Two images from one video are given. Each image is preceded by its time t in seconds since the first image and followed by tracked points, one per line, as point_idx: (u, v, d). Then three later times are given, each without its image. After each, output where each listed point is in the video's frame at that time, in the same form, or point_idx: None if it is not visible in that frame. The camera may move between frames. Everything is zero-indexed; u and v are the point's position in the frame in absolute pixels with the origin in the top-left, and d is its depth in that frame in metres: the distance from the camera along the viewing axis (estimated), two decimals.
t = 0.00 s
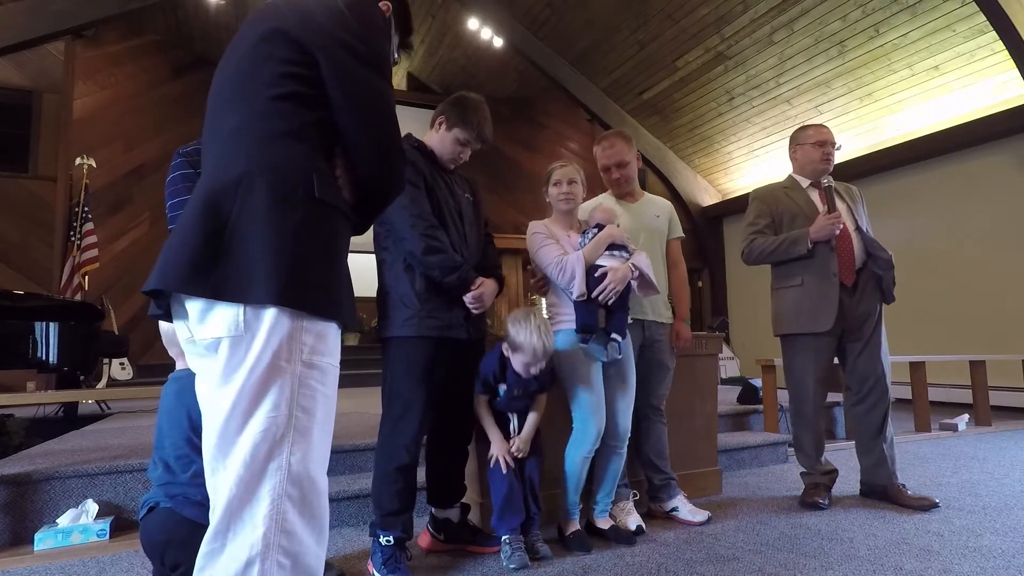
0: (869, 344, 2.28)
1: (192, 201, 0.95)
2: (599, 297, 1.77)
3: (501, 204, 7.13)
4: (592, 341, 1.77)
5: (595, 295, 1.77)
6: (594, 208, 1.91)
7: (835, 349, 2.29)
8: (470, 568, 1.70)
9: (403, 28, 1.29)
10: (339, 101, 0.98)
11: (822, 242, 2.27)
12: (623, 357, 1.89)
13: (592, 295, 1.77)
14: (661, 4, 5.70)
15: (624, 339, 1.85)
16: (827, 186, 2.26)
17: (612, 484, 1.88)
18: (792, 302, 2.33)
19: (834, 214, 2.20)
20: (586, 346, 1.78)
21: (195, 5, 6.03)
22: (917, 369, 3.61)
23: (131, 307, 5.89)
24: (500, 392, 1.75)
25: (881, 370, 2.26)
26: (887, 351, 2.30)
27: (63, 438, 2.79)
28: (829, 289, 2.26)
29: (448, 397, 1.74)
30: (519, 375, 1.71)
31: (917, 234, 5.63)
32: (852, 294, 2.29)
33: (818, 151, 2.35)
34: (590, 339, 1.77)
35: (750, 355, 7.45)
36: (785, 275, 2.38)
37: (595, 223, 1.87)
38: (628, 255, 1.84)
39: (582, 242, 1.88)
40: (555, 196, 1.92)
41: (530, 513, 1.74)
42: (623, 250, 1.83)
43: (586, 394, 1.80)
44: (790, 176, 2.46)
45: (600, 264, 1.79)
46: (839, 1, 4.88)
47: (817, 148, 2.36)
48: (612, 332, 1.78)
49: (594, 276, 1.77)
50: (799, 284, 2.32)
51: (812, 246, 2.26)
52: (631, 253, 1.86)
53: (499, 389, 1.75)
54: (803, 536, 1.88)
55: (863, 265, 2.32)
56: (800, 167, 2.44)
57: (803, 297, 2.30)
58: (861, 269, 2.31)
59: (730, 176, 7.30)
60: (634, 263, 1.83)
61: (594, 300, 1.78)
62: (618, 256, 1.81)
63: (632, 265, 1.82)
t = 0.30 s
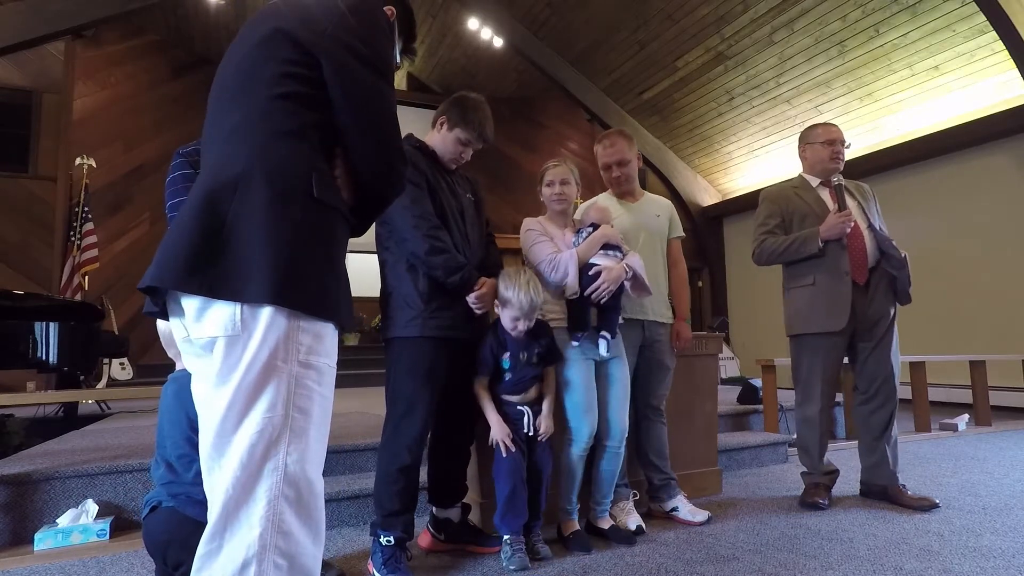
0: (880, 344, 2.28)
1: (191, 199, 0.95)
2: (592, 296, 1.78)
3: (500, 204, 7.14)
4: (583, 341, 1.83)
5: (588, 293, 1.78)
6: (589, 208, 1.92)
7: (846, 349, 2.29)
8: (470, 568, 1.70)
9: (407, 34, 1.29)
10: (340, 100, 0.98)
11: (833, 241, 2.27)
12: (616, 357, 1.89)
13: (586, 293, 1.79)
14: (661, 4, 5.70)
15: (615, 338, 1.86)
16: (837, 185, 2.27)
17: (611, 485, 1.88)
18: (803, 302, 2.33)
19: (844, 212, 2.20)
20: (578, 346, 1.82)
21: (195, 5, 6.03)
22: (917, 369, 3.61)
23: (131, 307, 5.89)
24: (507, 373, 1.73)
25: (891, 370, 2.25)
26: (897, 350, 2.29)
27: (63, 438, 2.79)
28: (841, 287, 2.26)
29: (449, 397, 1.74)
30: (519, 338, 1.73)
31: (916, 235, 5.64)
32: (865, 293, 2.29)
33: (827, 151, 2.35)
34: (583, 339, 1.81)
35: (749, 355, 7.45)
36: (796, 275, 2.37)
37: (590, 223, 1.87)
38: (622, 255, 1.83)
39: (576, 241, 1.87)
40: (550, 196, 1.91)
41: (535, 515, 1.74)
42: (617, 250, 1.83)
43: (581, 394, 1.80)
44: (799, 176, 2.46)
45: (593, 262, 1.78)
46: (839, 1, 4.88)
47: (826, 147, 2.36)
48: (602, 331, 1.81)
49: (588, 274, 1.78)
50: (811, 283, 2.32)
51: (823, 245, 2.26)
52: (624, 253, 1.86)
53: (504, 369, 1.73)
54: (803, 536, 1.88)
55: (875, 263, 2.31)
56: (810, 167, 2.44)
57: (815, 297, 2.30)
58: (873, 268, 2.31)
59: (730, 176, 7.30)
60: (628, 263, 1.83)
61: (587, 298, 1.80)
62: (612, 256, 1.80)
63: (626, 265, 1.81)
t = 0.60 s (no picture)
0: (892, 345, 2.27)
1: (190, 198, 0.95)
2: (590, 295, 1.79)
3: (501, 204, 7.14)
4: (581, 339, 1.82)
5: (586, 292, 1.80)
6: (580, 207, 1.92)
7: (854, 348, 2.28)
8: (470, 568, 1.70)
9: (408, 33, 1.30)
10: (340, 99, 0.98)
11: (843, 240, 2.27)
12: (613, 355, 1.89)
13: (583, 291, 1.81)
14: (661, 4, 5.70)
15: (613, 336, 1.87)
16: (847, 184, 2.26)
17: (611, 483, 1.88)
18: (814, 302, 2.33)
19: (854, 211, 2.20)
20: (574, 342, 1.81)
21: (195, 5, 6.03)
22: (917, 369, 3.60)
23: (131, 307, 5.89)
24: (502, 364, 1.72)
25: (902, 374, 2.24)
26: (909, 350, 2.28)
27: (63, 438, 2.79)
28: (853, 286, 2.25)
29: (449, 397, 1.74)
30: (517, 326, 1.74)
31: (917, 235, 5.63)
32: (879, 293, 2.29)
33: (836, 150, 2.35)
34: (579, 336, 1.81)
35: (749, 355, 7.44)
36: (807, 275, 2.37)
37: (585, 221, 1.88)
38: (619, 255, 1.84)
39: (573, 241, 1.88)
40: (549, 196, 1.91)
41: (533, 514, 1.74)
42: (614, 250, 1.83)
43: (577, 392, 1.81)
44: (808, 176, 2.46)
45: (590, 261, 1.80)
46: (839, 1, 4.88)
47: (835, 146, 2.36)
48: (600, 324, 1.81)
49: (585, 273, 1.80)
50: (822, 283, 2.31)
51: (833, 244, 2.26)
52: (622, 253, 1.86)
53: (500, 359, 1.72)
54: (803, 536, 1.88)
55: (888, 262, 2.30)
56: (819, 166, 2.44)
57: (826, 297, 2.30)
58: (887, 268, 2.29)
59: (730, 176, 7.30)
60: (624, 263, 1.83)
61: (584, 296, 1.81)
62: (609, 255, 1.81)
63: (623, 265, 1.82)
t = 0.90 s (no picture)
0: (893, 347, 2.27)
1: (190, 199, 0.95)
2: (592, 295, 1.79)
3: (501, 204, 7.14)
4: (582, 339, 1.82)
5: (588, 292, 1.79)
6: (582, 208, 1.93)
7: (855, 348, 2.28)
8: (470, 568, 1.70)
9: (408, 28, 1.30)
10: (338, 97, 0.98)
11: (845, 241, 2.27)
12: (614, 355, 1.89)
13: (585, 292, 1.80)
14: (661, 4, 5.70)
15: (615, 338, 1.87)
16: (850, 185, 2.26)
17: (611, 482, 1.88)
18: (815, 303, 2.34)
19: (857, 212, 2.20)
20: (572, 342, 1.81)
21: (195, 5, 6.03)
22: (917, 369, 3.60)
23: (131, 308, 5.89)
24: (507, 363, 1.71)
25: (900, 374, 2.25)
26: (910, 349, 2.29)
27: (63, 438, 2.79)
28: (854, 287, 2.25)
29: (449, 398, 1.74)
30: (519, 323, 1.75)
31: (917, 235, 5.63)
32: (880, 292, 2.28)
33: (840, 150, 2.35)
34: (577, 337, 1.80)
35: (750, 355, 7.44)
36: (809, 275, 2.37)
37: (588, 221, 1.88)
38: (621, 255, 1.85)
39: (576, 241, 1.88)
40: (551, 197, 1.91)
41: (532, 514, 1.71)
42: (617, 250, 1.84)
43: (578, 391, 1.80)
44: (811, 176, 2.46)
45: (594, 261, 1.81)
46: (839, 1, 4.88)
47: (838, 147, 2.36)
48: (604, 325, 1.82)
49: (588, 273, 1.80)
50: (824, 283, 2.32)
51: (835, 245, 2.26)
52: (624, 253, 1.87)
53: (505, 357, 1.71)
54: (803, 536, 1.88)
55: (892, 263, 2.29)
56: (822, 166, 2.43)
57: (827, 297, 2.30)
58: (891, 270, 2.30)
59: (730, 176, 7.31)
60: (627, 263, 1.85)
61: (586, 297, 1.80)
62: (612, 255, 1.82)
63: (625, 265, 1.83)
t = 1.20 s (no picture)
0: (886, 350, 2.26)
1: (188, 202, 0.96)
2: (600, 296, 1.79)
3: (501, 204, 7.14)
4: (592, 340, 1.82)
5: (597, 293, 1.79)
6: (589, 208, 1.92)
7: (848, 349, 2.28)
8: (470, 568, 1.70)
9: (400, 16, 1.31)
10: (330, 94, 0.97)
11: (839, 242, 2.27)
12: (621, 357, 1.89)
13: (594, 293, 1.79)
14: (661, 4, 5.70)
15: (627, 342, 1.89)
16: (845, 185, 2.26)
17: (613, 482, 1.88)
18: (809, 303, 2.33)
19: (850, 213, 2.19)
20: (579, 343, 1.80)
21: (195, 5, 6.03)
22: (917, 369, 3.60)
23: (132, 308, 5.89)
24: (513, 360, 1.70)
25: (892, 376, 2.25)
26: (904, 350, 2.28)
27: (63, 438, 2.79)
28: (846, 288, 2.25)
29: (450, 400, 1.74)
30: (523, 322, 1.75)
31: (917, 234, 5.63)
32: (869, 291, 2.29)
33: (835, 150, 2.35)
34: (584, 338, 1.80)
35: (749, 355, 7.44)
36: (803, 275, 2.38)
37: (594, 223, 1.88)
38: (628, 255, 1.85)
39: (582, 242, 1.88)
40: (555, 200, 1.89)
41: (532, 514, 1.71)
42: (623, 250, 1.84)
43: (585, 392, 1.80)
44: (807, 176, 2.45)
45: (601, 262, 1.80)
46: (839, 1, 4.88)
47: (833, 147, 2.36)
48: (615, 332, 1.82)
49: (596, 275, 1.79)
50: (817, 283, 2.32)
51: (828, 246, 2.26)
52: (631, 253, 1.87)
53: (510, 355, 1.70)
54: (803, 536, 1.88)
55: (885, 263, 2.29)
56: (818, 167, 2.43)
57: (821, 297, 2.30)
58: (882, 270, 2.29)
59: (730, 176, 7.30)
60: (633, 263, 1.85)
61: (595, 299, 1.79)
62: (619, 256, 1.82)
63: (632, 265, 1.83)
